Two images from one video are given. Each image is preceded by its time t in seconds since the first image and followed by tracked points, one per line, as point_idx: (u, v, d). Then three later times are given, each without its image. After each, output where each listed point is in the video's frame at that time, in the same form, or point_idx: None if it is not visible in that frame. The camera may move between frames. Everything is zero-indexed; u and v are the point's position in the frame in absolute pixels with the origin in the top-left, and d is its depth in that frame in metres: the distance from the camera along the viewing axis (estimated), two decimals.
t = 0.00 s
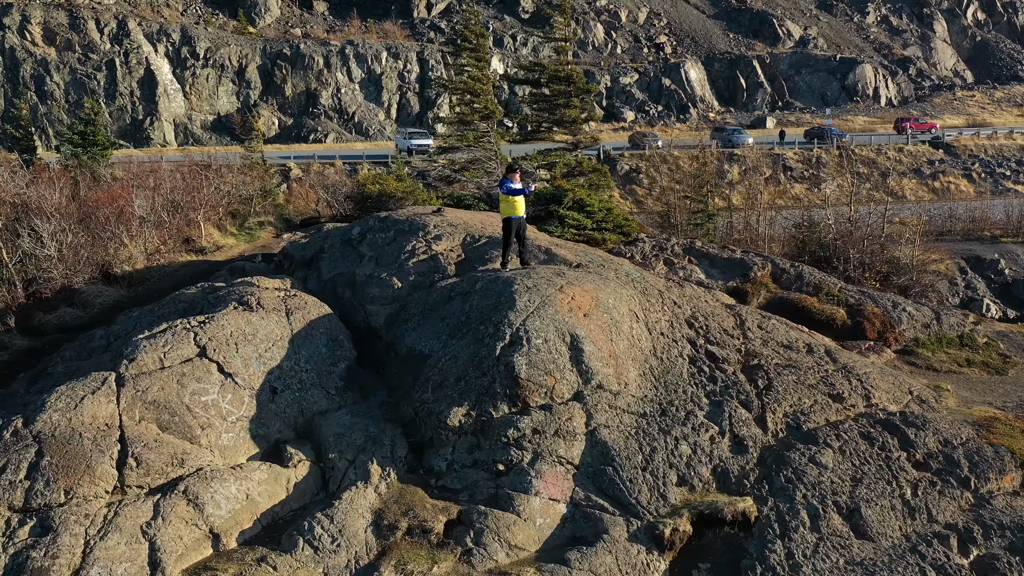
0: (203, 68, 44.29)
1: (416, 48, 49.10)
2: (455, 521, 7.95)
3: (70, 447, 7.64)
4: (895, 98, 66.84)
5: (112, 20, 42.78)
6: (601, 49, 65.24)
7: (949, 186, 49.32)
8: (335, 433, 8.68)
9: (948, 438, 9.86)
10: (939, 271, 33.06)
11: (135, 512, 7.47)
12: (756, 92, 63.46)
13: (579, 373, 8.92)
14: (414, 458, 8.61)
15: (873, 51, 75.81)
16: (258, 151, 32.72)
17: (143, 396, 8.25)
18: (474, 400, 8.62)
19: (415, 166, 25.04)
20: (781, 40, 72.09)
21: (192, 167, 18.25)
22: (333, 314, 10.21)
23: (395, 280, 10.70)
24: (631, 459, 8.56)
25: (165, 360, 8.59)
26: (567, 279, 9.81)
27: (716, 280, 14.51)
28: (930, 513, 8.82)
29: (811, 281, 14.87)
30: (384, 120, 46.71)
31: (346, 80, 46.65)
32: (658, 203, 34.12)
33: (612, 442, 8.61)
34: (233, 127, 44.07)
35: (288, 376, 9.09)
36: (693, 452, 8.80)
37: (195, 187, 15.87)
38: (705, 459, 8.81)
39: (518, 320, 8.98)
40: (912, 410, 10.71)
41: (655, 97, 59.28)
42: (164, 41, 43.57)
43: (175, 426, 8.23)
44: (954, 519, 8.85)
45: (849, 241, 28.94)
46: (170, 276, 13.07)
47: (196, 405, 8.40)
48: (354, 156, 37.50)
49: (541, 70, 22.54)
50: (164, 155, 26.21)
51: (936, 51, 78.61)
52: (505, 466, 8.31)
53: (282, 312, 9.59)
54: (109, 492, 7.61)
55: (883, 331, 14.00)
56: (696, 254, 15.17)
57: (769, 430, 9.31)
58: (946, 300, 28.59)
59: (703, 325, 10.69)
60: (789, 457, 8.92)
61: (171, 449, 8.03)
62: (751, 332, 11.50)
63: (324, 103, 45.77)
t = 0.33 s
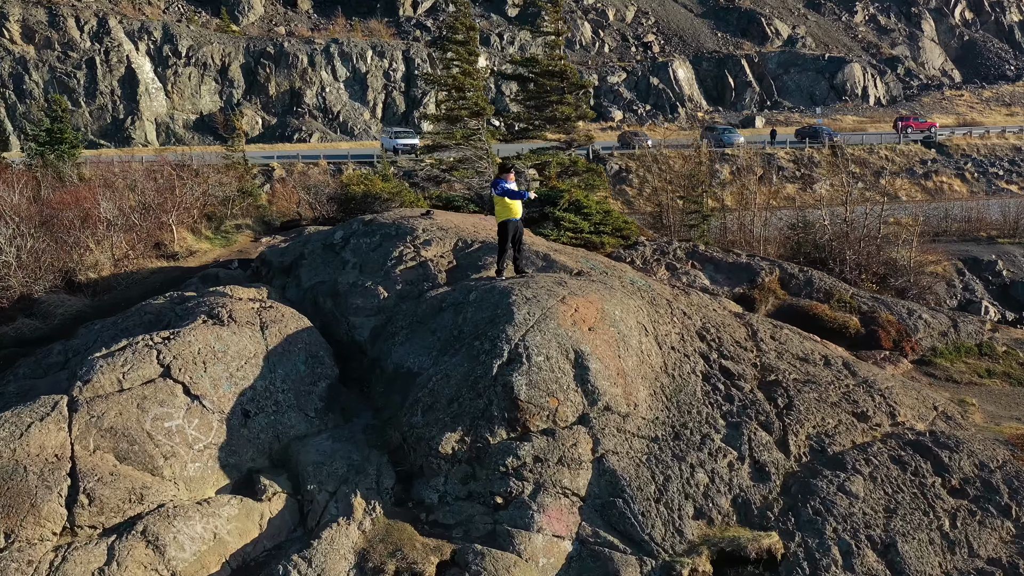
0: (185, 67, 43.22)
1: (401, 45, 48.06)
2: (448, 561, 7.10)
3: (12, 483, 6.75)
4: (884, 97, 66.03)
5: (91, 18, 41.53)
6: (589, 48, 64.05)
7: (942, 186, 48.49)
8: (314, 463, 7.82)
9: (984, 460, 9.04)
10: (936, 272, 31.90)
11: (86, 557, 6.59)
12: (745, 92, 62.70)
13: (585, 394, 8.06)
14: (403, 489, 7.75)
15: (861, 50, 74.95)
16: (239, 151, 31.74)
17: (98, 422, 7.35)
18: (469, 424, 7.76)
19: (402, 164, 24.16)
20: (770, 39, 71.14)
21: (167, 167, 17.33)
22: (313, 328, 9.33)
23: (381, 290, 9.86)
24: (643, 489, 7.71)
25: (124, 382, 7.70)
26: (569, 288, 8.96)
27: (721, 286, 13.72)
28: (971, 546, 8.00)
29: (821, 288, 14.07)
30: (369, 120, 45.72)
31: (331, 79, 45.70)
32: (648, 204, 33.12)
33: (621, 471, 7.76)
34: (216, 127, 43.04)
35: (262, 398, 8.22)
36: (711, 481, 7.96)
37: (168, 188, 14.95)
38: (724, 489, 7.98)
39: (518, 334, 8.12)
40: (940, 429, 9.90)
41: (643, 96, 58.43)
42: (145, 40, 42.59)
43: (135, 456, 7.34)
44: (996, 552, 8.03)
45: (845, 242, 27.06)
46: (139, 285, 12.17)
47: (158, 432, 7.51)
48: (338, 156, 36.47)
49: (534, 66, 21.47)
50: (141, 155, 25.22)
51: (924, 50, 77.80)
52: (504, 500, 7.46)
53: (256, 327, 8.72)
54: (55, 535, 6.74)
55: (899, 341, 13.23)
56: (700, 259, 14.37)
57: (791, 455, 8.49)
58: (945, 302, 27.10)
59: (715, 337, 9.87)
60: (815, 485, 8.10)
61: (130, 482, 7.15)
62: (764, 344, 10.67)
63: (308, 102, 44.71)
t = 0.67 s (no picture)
0: (167, 65, 42.24)
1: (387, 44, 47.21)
2: None
3: None
4: (873, 96, 65.21)
5: (72, 16, 40.50)
6: (577, 47, 63.27)
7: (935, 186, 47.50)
8: (289, 497, 6.98)
9: None
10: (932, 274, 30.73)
11: None
12: (733, 91, 61.83)
13: (591, 419, 7.24)
14: (388, 526, 6.94)
15: (850, 49, 73.91)
16: (220, 150, 30.80)
17: (43, 453, 6.49)
18: (462, 452, 6.93)
19: (387, 164, 23.29)
20: (758, 38, 70.18)
21: (138, 165, 16.43)
22: (290, 343, 8.48)
23: (364, 298, 9.03)
24: (656, 525, 6.89)
25: (74, 407, 6.84)
26: (571, 298, 8.15)
27: (726, 292, 12.93)
28: None
29: (832, 294, 13.29)
30: (355, 119, 44.72)
31: (315, 77, 44.73)
32: (638, 205, 32.16)
33: (631, 504, 6.94)
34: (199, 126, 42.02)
35: (231, 422, 7.36)
36: (731, 516, 7.16)
37: (139, 187, 14.06)
38: (746, 523, 7.17)
39: (516, 350, 7.31)
40: (971, 451, 9.12)
41: (631, 95, 57.58)
42: (127, 38, 41.57)
43: (84, 493, 6.48)
44: None
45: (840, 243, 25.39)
46: (103, 294, 11.30)
47: (112, 463, 6.66)
48: (322, 156, 35.53)
49: (525, 60, 20.60)
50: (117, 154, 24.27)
51: (913, 49, 76.78)
52: (501, 540, 6.64)
53: (226, 343, 7.86)
54: None
55: (916, 350, 12.46)
56: (703, 263, 13.57)
57: (817, 485, 7.70)
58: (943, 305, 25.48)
59: (729, 350, 9.09)
60: (845, 517, 7.31)
61: (77, 524, 6.29)
62: (779, 358, 9.88)
63: (293, 101, 43.68)
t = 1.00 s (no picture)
0: (149, 64, 41.23)
1: (373, 43, 46.30)
2: None
3: None
4: (862, 96, 64.45)
5: (52, 14, 39.60)
6: (565, 47, 62.46)
7: (928, 186, 46.71)
8: (258, 542, 6.17)
9: None
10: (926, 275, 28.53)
11: None
12: (721, 91, 60.93)
13: (596, 452, 6.45)
14: None
15: (838, 49, 73.17)
16: (200, 151, 29.86)
17: None
18: (452, 491, 6.14)
19: (371, 166, 22.51)
20: (746, 37, 69.38)
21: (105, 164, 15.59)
22: (261, 365, 7.67)
23: (343, 313, 8.24)
24: (671, 572, 6.10)
25: (12, 443, 6.00)
26: (573, 314, 7.38)
27: (731, 301, 12.20)
28: None
29: (842, 303, 12.56)
30: (340, 120, 43.63)
31: (300, 77, 43.67)
32: (626, 206, 31.26)
33: (643, 548, 6.15)
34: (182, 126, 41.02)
35: (193, 456, 6.55)
36: (754, 561, 6.38)
37: (105, 189, 13.20)
38: (770, 569, 6.40)
39: (513, 374, 6.53)
40: (1005, 479, 8.36)
41: (619, 95, 56.81)
42: (108, 36, 40.54)
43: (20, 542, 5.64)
44: None
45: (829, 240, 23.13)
46: (63, 307, 10.47)
47: (54, 506, 5.82)
48: (306, 156, 34.71)
49: (517, 57, 19.89)
50: (92, 155, 23.37)
51: (901, 49, 75.92)
52: None
53: (188, 365, 7.04)
54: None
55: (933, 362, 11.72)
56: (706, 270, 12.84)
57: (845, 522, 6.93)
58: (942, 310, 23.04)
59: (742, 369, 8.32)
60: (880, 560, 6.55)
61: None
62: (794, 375, 9.12)
63: (277, 101, 42.66)
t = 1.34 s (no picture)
0: (129, 63, 40.20)
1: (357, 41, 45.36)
2: None
3: None
4: (849, 96, 63.69)
5: (30, 13, 38.69)
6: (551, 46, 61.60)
7: (918, 187, 45.84)
8: None
9: None
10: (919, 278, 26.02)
11: None
12: (708, 91, 60.24)
13: (594, 492, 5.67)
14: None
15: (824, 48, 72.37)
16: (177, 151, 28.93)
17: None
18: (431, 539, 5.34)
19: (352, 166, 21.73)
20: (733, 36, 68.51)
21: (63, 164, 14.69)
22: (217, 391, 6.87)
23: (312, 330, 7.46)
24: None
25: None
26: (566, 333, 6.63)
27: (731, 310, 11.46)
28: None
29: (848, 313, 11.83)
30: (324, 120, 42.49)
31: (282, 76, 42.67)
32: (614, 208, 30.39)
33: None
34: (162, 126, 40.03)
35: (134, 498, 5.75)
36: None
37: (61, 190, 12.35)
38: None
39: (500, 403, 5.77)
40: None
41: (605, 95, 56.03)
42: (87, 35, 39.60)
43: None
44: None
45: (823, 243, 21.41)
46: (8, 319, 9.62)
47: None
48: (288, 156, 33.99)
49: (501, 52, 19.07)
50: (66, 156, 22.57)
51: (887, 49, 75.04)
52: None
53: (132, 395, 6.24)
54: None
55: (946, 376, 10.99)
56: (703, 278, 12.08)
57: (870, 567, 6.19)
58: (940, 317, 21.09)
59: (750, 390, 7.60)
60: None
61: None
62: (803, 395, 8.38)
63: (258, 101, 41.72)
